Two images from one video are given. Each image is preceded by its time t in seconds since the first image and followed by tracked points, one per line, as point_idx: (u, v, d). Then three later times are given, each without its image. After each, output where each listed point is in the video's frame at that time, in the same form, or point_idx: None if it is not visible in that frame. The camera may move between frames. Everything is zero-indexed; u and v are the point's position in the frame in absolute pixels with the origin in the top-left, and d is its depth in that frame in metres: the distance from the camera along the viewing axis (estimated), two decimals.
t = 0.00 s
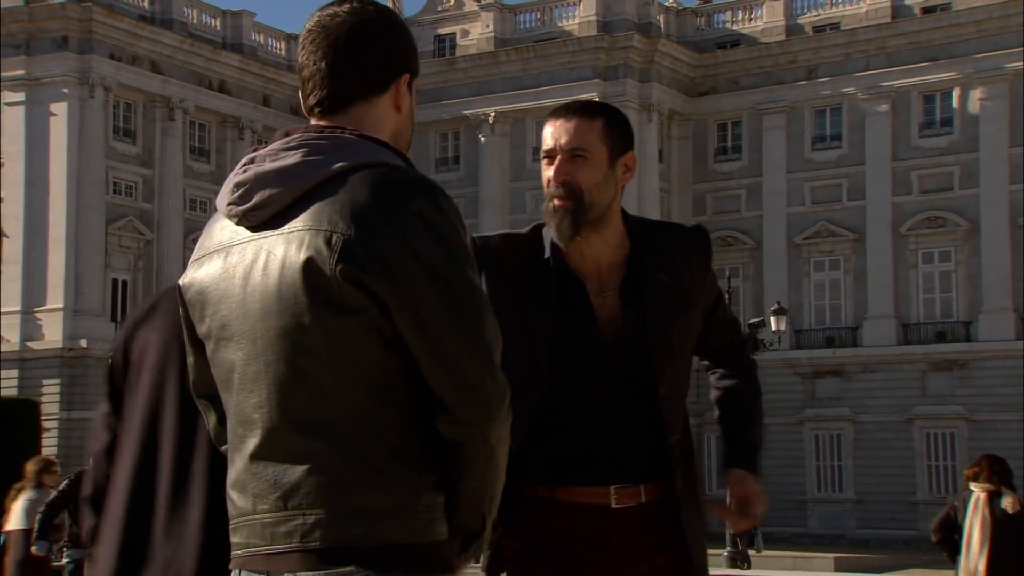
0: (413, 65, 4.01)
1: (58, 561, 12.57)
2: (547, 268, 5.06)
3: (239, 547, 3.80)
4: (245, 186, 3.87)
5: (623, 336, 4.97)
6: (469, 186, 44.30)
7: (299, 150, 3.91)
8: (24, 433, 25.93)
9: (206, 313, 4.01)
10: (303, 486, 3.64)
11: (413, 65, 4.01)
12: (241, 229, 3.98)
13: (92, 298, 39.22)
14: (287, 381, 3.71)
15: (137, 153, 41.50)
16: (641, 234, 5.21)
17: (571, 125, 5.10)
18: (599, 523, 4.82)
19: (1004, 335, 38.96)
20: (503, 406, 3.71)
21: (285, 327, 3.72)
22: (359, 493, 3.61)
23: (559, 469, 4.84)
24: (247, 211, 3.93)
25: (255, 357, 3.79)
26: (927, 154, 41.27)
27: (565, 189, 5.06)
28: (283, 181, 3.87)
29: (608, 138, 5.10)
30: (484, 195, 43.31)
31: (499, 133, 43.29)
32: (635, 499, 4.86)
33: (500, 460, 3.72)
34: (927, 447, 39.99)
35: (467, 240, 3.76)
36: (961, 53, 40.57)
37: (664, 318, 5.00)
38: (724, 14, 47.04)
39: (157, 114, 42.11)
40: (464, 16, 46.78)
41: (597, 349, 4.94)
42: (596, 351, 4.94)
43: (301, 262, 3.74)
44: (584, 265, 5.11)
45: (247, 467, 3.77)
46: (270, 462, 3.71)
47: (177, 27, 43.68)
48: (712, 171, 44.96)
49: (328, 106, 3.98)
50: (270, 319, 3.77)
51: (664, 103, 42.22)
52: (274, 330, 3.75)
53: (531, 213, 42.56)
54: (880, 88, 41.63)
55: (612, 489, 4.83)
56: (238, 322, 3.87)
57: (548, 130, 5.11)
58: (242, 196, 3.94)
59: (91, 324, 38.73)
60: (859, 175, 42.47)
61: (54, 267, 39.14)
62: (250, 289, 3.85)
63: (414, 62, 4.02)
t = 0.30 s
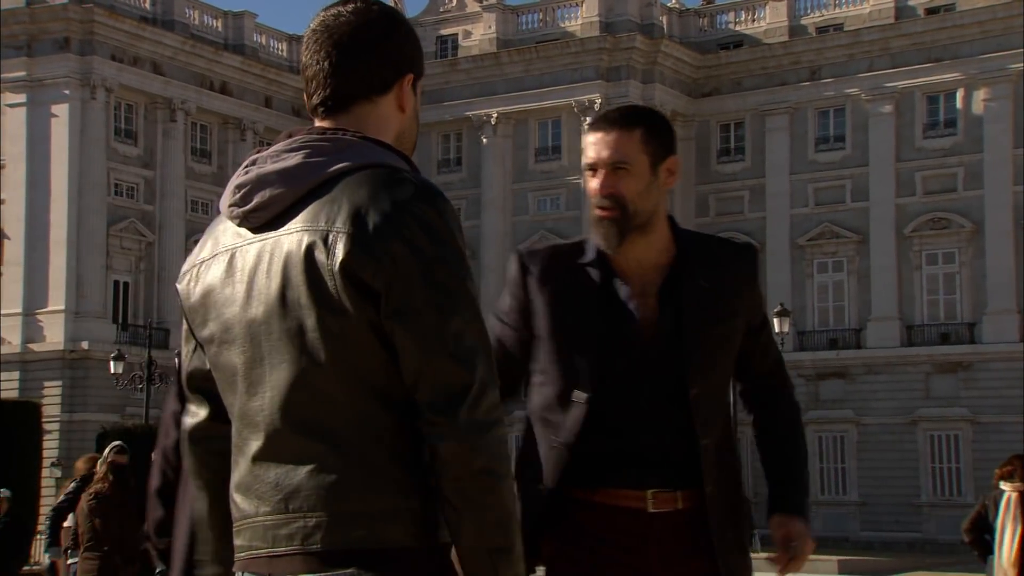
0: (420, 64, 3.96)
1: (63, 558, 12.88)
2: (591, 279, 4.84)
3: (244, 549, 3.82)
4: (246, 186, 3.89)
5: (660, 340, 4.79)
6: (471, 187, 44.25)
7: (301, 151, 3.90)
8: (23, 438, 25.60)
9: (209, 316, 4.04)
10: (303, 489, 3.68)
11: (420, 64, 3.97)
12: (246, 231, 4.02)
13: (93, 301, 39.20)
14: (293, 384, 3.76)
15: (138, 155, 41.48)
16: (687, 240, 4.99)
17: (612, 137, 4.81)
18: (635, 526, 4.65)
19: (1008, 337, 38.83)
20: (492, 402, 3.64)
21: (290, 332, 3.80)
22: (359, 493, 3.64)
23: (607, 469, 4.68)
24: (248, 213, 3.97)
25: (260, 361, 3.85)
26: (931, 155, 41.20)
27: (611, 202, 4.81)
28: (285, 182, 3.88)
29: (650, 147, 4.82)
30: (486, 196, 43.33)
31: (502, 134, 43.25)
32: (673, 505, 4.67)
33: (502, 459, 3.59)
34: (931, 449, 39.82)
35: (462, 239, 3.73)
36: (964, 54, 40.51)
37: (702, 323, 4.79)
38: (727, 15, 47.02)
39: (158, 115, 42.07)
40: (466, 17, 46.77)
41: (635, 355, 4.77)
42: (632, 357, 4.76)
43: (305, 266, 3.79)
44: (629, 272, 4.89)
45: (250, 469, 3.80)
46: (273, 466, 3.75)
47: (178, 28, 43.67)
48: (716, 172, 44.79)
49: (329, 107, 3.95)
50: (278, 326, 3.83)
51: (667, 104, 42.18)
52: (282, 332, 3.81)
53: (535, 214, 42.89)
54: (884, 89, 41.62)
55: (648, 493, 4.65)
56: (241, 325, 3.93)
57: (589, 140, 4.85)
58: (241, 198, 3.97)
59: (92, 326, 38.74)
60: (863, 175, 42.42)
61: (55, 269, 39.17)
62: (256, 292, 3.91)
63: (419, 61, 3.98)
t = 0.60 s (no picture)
0: (423, 64, 3.80)
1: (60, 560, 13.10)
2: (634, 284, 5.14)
3: (243, 550, 3.71)
4: (242, 188, 3.80)
5: (694, 338, 5.03)
6: (471, 189, 44.21)
7: (298, 154, 3.79)
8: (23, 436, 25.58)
9: (207, 318, 3.92)
10: (298, 491, 3.57)
11: (425, 64, 3.81)
12: (246, 235, 3.90)
13: (94, 302, 39.13)
14: (288, 386, 3.66)
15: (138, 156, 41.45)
16: (729, 248, 5.19)
17: (650, 144, 5.05)
18: (671, 526, 4.90)
19: (1008, 339, 38.85)
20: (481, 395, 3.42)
21: (285, 332, 3.69)
22: (350, 500, 3.50)
23: (646, 458, 4.95)
24: (247, 216, 3.86)
25: (257, 362, 3.74)
26: (932, 156, 41.18)
27: (655, 208, 5.06)
28: (284, 183, 3.77)
29: (685, 151, 5.06)
30: (487, 198, 43.28)
31: (502, 136, 43.23)
32: (709, 506, 4.90)
33: (487, 450, 3.38)
34: (932, 450, 39.75)
35: (454, 234, 3.53)
36: (965, 55, 40.56)
37: (735, 325, 5.00)
38: (728, 17, 47.05)
39: (157, 116, 41.97)
40: (466, 19, 46.81)
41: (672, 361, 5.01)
42: (665, 357, 5.01)
43: (299, 268, 3.69)
44: (672, 272, 5.16)
45: (249, 471, 3.71)
46: (271, 468, 3.65)
47: (178, 29, 43.70)
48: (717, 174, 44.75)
49: (333, 109, 3.80)
50: (274, 329, 3.71)
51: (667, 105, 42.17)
52: (278, 333, 3.70)
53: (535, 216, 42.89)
54: (884, 91, 41.63)
55: (683, 494, 4.90)
56: (238, 327, 3.81)
57: (629, 147, 5.08)
58: (241, 202, 3.86)
59: (92, 327, 38.70)
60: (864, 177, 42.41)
61: (55, 271, 39.13)
62: (254, 297, 3.78)
63: (425, 61, 3.82)
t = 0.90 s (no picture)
0: (425, 65, 3.84)
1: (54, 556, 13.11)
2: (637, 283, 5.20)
3: (246, 551, 3.77)
4: (246, 190, 3.84)
5: (696, 338, 5.09)
6: (472, 190, 44.19)
7: (302, 155, 3.82)
8: (21, 438, 25.60)
9: (212, 321, 3.96)
10: (299, 493, 3.62)
11: (426, 65, 3.84)
12: (251, 237, 3.93)
13: (94, 303, 39.07)
14: (289, 387, 3.70)
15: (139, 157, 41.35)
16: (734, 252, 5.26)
17: (654, 145, 5.12)
18: (676, 528, 4.93)
19: (1011, 340, 38.83)
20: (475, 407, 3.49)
21: (287, 333, 3.73)
22: (353, 501, 3.55)
23: (643, 464, 4.97)
24: (252, 218, 3.89)
25: (259, 362, 3.79)
26: (934, 157, 41.10)
27: (658, 209, 5.11)
28: (287, 185, 3.81)
29: (689, 153, 5.13)
30: (488, 198, 43.25)
31: (503, 137, 43.22)
32: (710, 507, 4.93)
33: (479, 463, 3.44)
34: (934, 452, 39.74)
35: (455, 239, 3.58)
36: (967, 56, 40.58)
37: (740, 331, 5.04)
38: (729, 18, 47.04)
39: (159, 117, 41.84)
40: (467, 20, 46.79)
41: (677, 359, 5.07)
42: (665, 357, 5.07)
43: (302, 271, 3.72)
44: (672, 272, 5.22)
45: (252, 473, 3.76)
46: (272, 469, 3.70)
47: (179, 30, 43.74)
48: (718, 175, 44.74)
49: (339, 112, 3.85)
50: (277, 329, 3.76)
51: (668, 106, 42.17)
52: (279, 335, 3.74)
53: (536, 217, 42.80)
54: (886, 92, 41.66)
55: (685, 495, 4.92)
56: (243, 330, 3.85)
57: (634, 148, 5.15)
58: (244, 204, 3.89)
59: (92, 328, 38.69)
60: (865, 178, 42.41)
61: (55, 272, 39.11)
62: (258, 299, 3.83)
63: (429, 61, 3.85)
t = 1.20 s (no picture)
0: (441, 69, 3.70)
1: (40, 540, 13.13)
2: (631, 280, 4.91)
3: (249, 551, 3.63)
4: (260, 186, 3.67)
5: (693, 338, 4.83)
6: (473, 190, 44.21)
7: (318, 154, 3.68)
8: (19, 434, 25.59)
9: (225, 319, 3.84)
10: (305, 493, 3.49)
11: (443, 69, 3.70)
12: (263, 233, 3.79)
13: (95, 303, 39.08)
14: (295, 388, 3.55)
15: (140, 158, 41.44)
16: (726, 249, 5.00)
17: (646, 141, 4.86)
18: (670, 533, 4.66)
19: (1013, 341, 38.77)
20: (486, 417, 3.38)
21: (294, 334, 3.58)
22: (359, 503, 3.42)
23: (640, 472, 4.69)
24: (263, 215, 3.75)
25: (265, 358, 3.65)
26: (937, 157, 41.10)
27: (647, 207, 4.85)
28: (300, 182, 3.66)
29: (682, 152, 4.87)
30: (490, 199, 43.24)
31: (505, 137, 43.23)
32: (703, 508, 4.67)
33: (490, 474, 3.35)
34: (936, 453, 39.71)
35: (470, 245, 3.45)
36: (970, 56, 40.57)
37: (734, 335, 4.78)
38: (730, 18, 47.04)
39: (160, 117, 41.93)
40: (469, 20, 46.79)
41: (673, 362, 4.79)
42: (662, 359, 4.80)
43: (312, 268, 3.57)
44: (665, 272, 4.95)
45: (257, 472, 3.62)
46: (276, 467, 3.56)
47: (180, 31, 43.81)
48: (719, 175, 44.78)
49: (357, 112, 3.70)
50: (284, 329, 3.61)
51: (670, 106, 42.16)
52: (288, 333, 3.60)
53: (537, 217, 42.81)
54: (887, 92, 41.63)
55: (677, 496, 4.67)
56: (254, 328, 3.71)
57: (624, 144, 4.89)
58: (258, 201, 3.74)
59: (94, 329, 38.68)
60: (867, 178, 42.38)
61: (57, 273, 39.13)
62: (269, 296, 3.69)
63: (448, 65, 3.72)
